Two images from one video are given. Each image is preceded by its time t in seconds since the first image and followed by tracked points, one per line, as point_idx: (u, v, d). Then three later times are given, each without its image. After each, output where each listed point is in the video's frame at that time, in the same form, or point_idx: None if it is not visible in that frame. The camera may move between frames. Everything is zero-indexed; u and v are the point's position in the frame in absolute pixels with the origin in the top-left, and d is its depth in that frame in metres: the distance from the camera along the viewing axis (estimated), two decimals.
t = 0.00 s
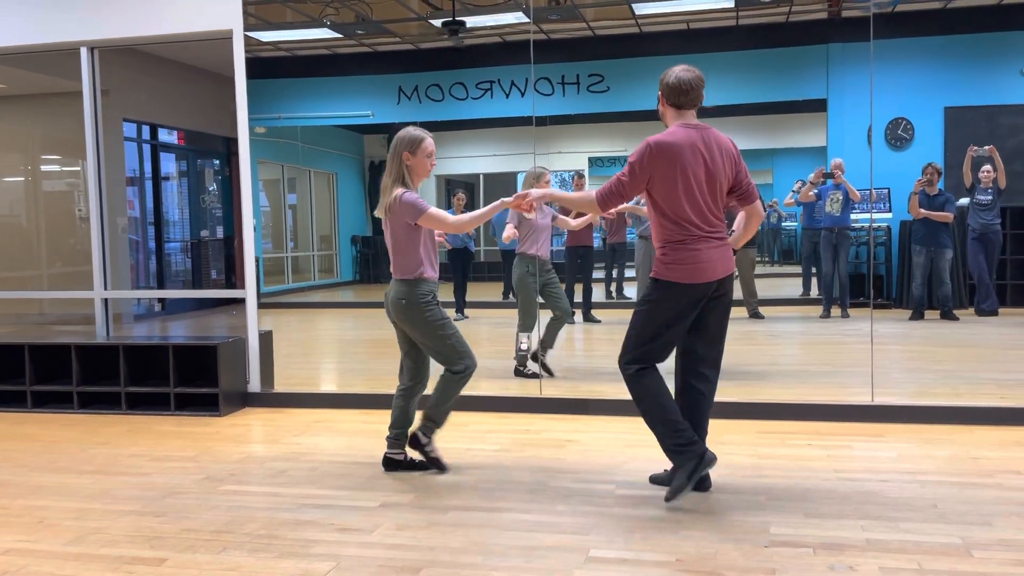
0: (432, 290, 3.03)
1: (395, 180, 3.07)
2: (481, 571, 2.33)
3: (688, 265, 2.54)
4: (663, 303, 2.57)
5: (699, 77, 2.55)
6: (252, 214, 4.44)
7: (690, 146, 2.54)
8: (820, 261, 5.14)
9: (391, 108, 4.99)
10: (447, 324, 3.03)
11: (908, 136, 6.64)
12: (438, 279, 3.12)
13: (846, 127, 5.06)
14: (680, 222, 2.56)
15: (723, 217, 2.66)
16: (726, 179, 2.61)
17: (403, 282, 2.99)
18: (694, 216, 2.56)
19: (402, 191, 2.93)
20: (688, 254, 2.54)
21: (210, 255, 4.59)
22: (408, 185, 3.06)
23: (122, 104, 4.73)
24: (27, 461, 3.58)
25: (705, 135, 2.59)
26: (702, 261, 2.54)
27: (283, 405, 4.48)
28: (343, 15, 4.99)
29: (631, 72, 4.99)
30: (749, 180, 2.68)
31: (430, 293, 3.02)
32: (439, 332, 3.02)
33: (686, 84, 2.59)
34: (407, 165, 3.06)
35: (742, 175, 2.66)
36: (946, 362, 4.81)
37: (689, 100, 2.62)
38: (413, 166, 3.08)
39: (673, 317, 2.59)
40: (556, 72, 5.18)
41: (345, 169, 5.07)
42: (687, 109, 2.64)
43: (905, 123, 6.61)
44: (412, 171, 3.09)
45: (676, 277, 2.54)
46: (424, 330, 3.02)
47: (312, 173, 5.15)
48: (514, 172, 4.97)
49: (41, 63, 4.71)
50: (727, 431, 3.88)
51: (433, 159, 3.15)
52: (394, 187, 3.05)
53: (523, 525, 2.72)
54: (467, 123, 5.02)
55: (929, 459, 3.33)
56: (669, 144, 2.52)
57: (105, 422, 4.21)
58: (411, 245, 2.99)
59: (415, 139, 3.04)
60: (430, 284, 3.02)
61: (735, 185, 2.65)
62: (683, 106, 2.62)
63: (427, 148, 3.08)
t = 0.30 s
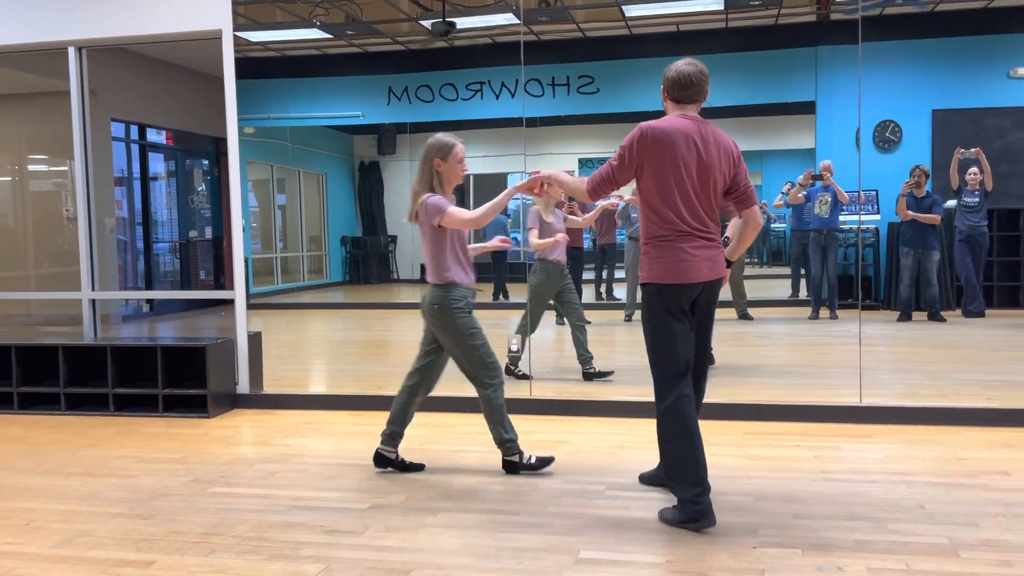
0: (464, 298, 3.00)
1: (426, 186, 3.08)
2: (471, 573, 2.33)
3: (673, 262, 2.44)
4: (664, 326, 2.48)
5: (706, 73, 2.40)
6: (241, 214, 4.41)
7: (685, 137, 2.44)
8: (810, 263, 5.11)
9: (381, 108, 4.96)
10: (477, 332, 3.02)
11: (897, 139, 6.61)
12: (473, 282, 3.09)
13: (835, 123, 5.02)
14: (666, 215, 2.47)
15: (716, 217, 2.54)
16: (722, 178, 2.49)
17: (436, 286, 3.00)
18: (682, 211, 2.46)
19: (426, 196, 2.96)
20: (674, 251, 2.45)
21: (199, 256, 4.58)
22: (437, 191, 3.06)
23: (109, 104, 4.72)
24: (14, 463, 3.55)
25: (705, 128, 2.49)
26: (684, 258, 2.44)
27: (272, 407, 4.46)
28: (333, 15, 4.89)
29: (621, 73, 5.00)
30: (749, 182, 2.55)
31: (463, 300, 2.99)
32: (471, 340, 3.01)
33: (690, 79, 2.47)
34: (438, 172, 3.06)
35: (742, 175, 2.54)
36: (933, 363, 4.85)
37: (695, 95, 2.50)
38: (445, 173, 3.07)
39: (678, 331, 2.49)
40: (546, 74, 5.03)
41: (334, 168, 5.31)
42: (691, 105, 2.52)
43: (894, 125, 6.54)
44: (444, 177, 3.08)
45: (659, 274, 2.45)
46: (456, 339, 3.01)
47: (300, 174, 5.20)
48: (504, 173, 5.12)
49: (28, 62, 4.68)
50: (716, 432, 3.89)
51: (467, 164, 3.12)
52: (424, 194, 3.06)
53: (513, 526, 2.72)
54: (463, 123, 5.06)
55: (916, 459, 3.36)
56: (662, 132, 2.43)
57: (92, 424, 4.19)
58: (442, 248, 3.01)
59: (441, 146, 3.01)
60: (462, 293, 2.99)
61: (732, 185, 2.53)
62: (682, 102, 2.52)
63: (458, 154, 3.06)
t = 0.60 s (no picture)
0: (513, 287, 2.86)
1: (479, 180, 2.87)
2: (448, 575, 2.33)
3: (651, 268, 2.30)
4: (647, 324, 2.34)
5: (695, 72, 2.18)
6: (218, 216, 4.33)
7: (673, 137, 2.27)
8: (787, 265, 5.21)
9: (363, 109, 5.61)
10: (520, 324, 2.88)
11: (874, 142, 6.74)
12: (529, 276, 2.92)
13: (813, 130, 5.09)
14: (648, 219, 2.32)
15: (704, 222, 2.37)
16: (713, 181, 2.30)
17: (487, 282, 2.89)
18: (665, 215, 2.30)
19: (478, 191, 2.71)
20: (653, 257, 2.31)
21: (178, 257, 4.53)
22: (490, 188, 2.85)
23: (86, 104, 4.66)
24: None
25: (697, 129, 2.30)
26: (663, 263, 2.29)
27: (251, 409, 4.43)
28: (314, 16, 4.79)
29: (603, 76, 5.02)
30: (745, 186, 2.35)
31: (513, 292, 2.86)
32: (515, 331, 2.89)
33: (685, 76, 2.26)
34: (492, 167, 2.85)
35: (739, 176, 2.32)
36: (909, 364, 4.90)
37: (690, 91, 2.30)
38: (499, 167, 2.86)
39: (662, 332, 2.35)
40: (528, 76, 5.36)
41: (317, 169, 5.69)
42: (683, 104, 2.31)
43: (870, 129, 6.71)
44: (498, 172, 2.86)
45: (636, 281, 2.33)
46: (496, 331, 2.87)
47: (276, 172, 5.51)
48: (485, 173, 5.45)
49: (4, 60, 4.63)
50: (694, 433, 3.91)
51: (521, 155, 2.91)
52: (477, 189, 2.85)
53: (491, 528, 2.72)
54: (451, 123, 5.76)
55: (891, 460, 3.39)
56: (649, 133, 2.27)
57: (68, 426, 4.15)
58: (499, 244, 2.86)
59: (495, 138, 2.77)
60: (511, 284, 2.85)
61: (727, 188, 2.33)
62: (672, 103, 2.31)
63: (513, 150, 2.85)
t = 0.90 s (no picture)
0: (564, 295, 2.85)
1: (524, 182, 2.78)
2: None
3: (639, 272, 2.26)
4: (614, 323, 2.35)
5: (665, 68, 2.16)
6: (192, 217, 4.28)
7: (649, 138, 2.22)
8: (764, 267, 5.29)
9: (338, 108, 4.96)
10: (567, 332, 2.86)
11: (848, 145, 6.86)
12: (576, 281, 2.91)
13: (792, 136, 5.53)
14: (632, 222, 2.29)
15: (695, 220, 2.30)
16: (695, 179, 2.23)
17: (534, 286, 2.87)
18: (649, 217, 2.26)
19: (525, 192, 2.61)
20: (639, 260, 2.27)
21: (152, 258, 4.46)
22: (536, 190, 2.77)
23: (58, 103, 4.62)
24: None
25: (672, 126, 2.24)
26: (650, 267, 2.24)
27: (226, 412, 4.38)
28: (290, 15, 4.69)
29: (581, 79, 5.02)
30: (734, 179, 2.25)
31: (561, 299, 2.85)
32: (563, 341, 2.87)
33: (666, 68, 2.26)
34: (537, 168, 2.76)
35: (724, 169, 2.24)
36: (884, 365, 4.95)
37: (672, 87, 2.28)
38: (545, 168, 2.77)
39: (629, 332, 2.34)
40: (506, 78, 4.96)
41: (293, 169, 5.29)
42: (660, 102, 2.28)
43: (844, 133, 6.84)
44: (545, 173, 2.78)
45: (625, 286, 2.29)
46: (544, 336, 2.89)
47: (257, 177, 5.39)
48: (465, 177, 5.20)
49: None
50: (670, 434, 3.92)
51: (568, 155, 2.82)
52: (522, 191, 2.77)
53: (466, 530, 2.71)
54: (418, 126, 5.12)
55: (864, 460, 3.42)
56: (620, 136, 2.24)
57: (38, 429, 4.08)
58: (545, 248, 2.83)
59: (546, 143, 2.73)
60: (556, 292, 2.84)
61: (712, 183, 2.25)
62: (647, 102, 2.28)
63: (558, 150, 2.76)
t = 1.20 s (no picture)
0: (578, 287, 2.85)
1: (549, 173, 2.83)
2: None
3: (601, 273, 2.31)
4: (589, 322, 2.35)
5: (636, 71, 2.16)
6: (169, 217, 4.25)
7: (610, 141, 2.24)
8: (743, 270, 5.10)
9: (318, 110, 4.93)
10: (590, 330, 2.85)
11: (826, 149, 6.98)
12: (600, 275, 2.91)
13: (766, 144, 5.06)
14: (598, 223, 2.33)
15: (664, 221, 2.29)
16: (654, 181, 2.22)
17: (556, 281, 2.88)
18: (612, 218, 2.29)
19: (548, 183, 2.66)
20: (602, 261, 2.31)
21: (129, 259, 4.44)
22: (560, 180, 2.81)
23: (34, 101, 4.58)
24: None
25: (635, 128, 2.24)
26: (612, 269, 2.28)
27: (203, 414, 4.35)
28: (269, 16, 4.69)
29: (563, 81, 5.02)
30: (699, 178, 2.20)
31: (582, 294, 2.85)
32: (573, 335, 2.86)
33: (634, 68, 2.28)
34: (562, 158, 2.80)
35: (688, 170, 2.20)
36: (861, 367, 4.99)
37: (642, 88, 2.29)
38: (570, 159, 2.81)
39: (605, 337, 2.33)
40: (485, 80, 5.02)
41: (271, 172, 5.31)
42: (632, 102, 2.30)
43: (823, 137, 6.96)
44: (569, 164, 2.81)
45: (589, 286, 2.34)
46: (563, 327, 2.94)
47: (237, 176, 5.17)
48: (447, 178, 4.95)
49: None
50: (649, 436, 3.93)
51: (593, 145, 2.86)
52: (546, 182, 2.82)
53: (445, 533, 2.70)
54: (403, 127, 5.12)
55: (841, 461, 3.44)
56: (584, 140, 2.29)
57: (11, 432, 4.03)
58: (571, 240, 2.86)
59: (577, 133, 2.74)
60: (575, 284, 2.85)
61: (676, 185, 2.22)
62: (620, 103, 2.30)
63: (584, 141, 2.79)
